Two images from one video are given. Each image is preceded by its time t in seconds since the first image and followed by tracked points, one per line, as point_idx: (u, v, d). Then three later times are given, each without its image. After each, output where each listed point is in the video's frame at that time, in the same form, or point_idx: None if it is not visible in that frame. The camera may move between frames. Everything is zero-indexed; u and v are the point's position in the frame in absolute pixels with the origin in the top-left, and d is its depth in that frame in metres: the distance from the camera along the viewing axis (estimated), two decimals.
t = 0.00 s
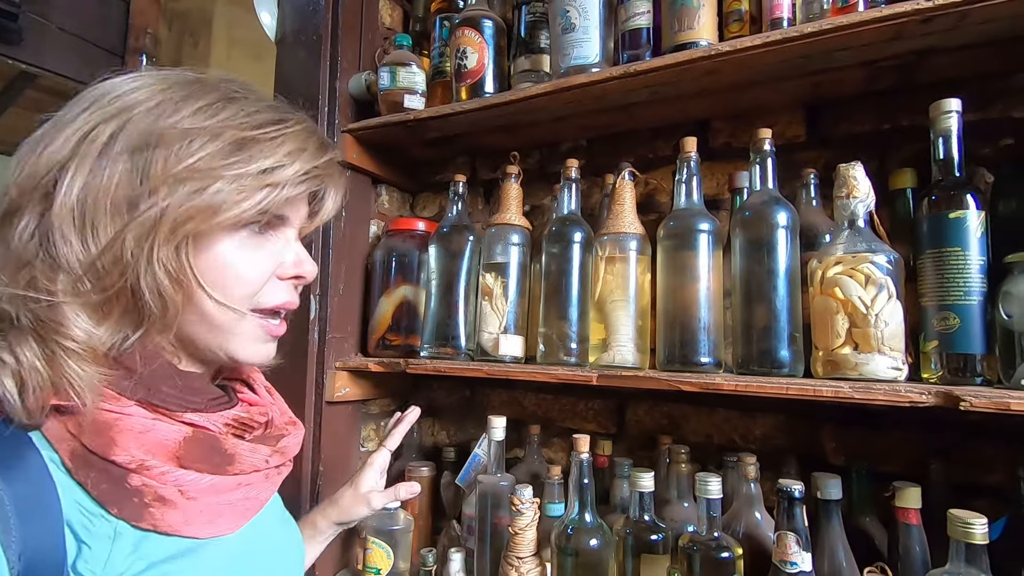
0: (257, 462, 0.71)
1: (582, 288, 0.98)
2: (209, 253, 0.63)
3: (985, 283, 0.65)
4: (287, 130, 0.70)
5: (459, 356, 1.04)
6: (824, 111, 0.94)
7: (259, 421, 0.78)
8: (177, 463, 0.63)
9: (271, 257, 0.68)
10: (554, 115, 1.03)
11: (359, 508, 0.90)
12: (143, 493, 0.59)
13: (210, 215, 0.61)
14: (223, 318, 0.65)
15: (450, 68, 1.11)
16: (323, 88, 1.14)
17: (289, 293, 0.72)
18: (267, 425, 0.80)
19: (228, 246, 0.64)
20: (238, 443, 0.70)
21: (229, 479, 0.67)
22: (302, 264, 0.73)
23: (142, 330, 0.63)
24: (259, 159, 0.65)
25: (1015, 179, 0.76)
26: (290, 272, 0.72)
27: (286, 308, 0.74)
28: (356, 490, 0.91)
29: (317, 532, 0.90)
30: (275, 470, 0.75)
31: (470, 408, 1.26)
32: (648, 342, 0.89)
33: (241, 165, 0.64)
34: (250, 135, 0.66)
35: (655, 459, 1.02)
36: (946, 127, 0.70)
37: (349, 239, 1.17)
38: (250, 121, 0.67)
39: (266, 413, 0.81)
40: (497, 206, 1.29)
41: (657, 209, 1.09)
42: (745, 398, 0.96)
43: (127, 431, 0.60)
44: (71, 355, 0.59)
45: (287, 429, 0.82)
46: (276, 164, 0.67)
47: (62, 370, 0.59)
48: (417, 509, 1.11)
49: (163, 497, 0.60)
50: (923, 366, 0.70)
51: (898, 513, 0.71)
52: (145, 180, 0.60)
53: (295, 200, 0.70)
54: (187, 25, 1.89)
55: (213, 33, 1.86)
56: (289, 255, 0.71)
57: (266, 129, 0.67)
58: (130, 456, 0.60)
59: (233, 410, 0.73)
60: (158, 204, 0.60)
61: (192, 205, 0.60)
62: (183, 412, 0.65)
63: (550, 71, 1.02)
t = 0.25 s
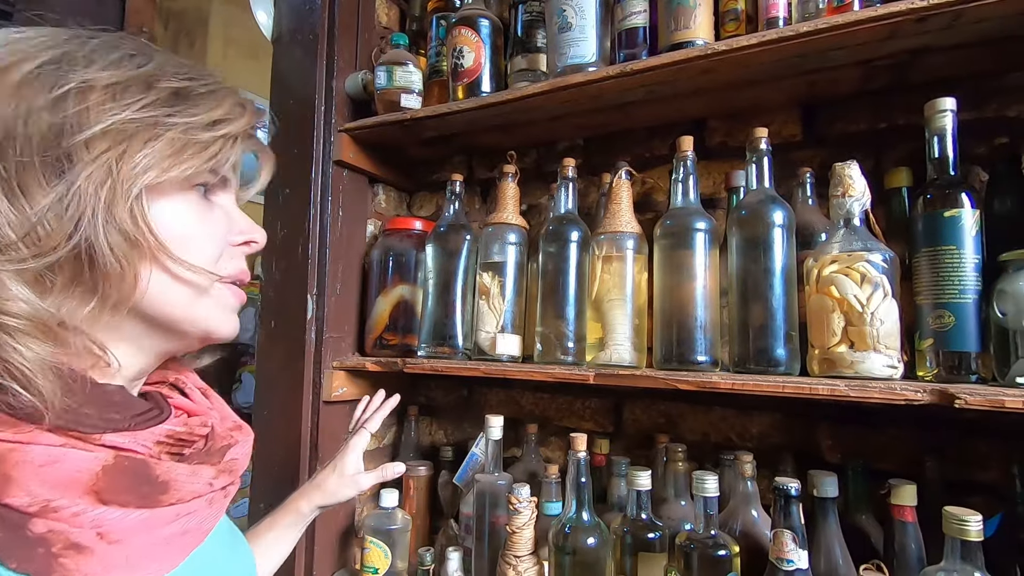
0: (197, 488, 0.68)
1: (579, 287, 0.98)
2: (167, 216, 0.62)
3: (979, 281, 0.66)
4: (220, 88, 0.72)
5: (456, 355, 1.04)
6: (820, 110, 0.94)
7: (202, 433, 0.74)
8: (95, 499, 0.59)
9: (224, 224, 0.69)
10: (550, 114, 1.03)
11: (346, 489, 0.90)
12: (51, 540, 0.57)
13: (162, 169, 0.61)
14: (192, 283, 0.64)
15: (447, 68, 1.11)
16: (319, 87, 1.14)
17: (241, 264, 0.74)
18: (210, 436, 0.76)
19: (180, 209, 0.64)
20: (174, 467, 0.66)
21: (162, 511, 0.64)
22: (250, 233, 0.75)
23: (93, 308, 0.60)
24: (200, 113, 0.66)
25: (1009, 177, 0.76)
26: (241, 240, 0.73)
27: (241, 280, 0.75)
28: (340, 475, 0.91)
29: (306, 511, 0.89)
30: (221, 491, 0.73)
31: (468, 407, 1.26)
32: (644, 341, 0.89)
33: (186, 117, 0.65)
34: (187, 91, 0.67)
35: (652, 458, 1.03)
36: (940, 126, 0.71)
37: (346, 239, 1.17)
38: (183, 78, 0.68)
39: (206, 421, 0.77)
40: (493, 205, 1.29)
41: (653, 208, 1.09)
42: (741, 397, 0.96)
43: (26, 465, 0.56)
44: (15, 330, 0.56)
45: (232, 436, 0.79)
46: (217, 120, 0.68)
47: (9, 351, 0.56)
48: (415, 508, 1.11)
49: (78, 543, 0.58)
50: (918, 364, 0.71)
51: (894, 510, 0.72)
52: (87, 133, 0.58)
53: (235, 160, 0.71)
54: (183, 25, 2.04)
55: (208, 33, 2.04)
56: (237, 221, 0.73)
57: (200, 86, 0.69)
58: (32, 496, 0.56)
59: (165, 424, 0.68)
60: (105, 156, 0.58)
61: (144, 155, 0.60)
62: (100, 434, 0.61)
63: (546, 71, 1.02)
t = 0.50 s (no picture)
0: (143, 515, 0.65)
1: (579, 286, 0.98)
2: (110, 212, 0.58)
3: (978, 280, 0.66)
4: (154, 61, 0.67)
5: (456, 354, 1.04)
6: (819, 110, 0.94)
7: (155, 448, 0.71)
8: (20, 537, 0.55)
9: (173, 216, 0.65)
10: (550, 114, 1.03)
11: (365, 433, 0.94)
12: None
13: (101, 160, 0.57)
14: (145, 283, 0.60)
15: (447, 67, 1.11)
16: (319, 87, 1.14)
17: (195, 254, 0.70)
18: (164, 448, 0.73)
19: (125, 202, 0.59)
20: (116, 494, 0.63)
21: (102, 542, 0.61)
22: (202, 220, 0.71)
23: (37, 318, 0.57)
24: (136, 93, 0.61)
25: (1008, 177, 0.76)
26: (194, 230, 0.69)
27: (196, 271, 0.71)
28: (367, 421, 0.94)
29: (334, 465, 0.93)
30: (173, 513, 0.70)
31: (468, 407, 1.26)
32: (645, 340, 0.90)
33: (120, 99, 0.59)
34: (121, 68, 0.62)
35: (652, 457, 1.03)
36: (939, 125, 0.71)
37: (346, 238, 1.17)
38: (111, 52, 0.62)
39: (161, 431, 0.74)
40: (493, 205, 1.30)
41: (653, 208, 1.09)
42: (741, 396, 0.96)
43: None
44: None
45: (187, 446, 0.77)
46: (156, 100, 0.63)
47: None
48: (415, 507, 1.11)
49: None
50: (917, 362, 0.71)
51: (893, 509, 0.72)
52: (7, 125, 0.53)
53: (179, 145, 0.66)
54: (181, 24, 2.04)
55: (207, 32, 2.06)
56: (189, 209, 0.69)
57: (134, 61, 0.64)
58: None
59: (108, 444, 0.65)
60: (36, 152, 0.53)
61: (77, 145, 0.55)
62: (26, 462, 0.57)
63: (546, 70, 1.02)
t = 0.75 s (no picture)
0: (97, 520, 0.56)
1: (581, 285, 0.99)
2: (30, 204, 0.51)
3: (979, 279, 0.66)
4: (64, 11, 0.57)
5: (458, 353, 1.04)
6: (820, 109, 0.94)
7: (122, 446, 0.62)
8: None
9: (115, 193, 0.58)
10: (552, 113, 1.04)
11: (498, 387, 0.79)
12: None
13: (6, 147, 0.49)
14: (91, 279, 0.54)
15: (449, 67, 1.12)
16: (321, 86, 1.15)
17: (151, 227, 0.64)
18: (133, 447, 0.64)
19: (48, 187, 0.52)
20: (65, 497, 0.54)
21: (50, 552, 0.52)
22: (154, 191, 0.64)
23: None
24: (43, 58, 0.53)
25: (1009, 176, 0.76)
26: (144, 204, 0.62)
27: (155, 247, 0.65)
28: (493, 368, 0.79)
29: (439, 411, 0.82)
30: (140, 516, 0.60)
31: (470, 406, 1.27)
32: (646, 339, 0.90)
33: (27, 72, 0.52)
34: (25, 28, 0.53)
35: (653, 455, 1.03)
36: (940, 124, 0.71)
37: (349, 238, 1.18)
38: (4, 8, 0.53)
39: (130, 428, 0.65)
40: (495, 204, 1.30)
41: (655, 207, 1.09)
42: (743, 394, 0.97)
43: None
44: None
45: (164, 442, 0.67)
46: (66, 67, 0.55)
47: None
48: (417, 506, 1.12)
49: None
50: (918, 361, 0.71)
51: (894, 507, 0.72)
52: None
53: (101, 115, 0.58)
54: (184, 25, 2.09)
55: (208, 32, 2.06)
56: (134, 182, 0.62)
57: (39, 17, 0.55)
58: None
59: (64, 443, 0.57)
60: None
61: None
62: None
63: (548, 70, 1.02)
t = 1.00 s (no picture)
0: (69, 544, 0.54)
1: (586, 288, 0.99)
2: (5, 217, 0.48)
3: (984, 283, 0.66)
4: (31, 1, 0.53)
5: (464, 356, 1.05)
6: (825, 113, 0.95)
7: (114, 460, 0.60)
8: None
9: (103, 202, 0.54)
10: (557, 117, 1.04)
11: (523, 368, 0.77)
12: None
13: None
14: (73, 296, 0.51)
15: (455, 71, 1.12)
16: (328, 90, 1.15)
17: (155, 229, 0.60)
18: (130, 459, 0.62)
19: (21, 198, 0.49)
20: (37, 518, 0.53)
21: None
22: (153, 191, 0.61)
23: None
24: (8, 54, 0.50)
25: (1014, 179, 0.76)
26: (141, 207, 0.59)
27: (159, 250, 0.61)
28: (521, 347, 0.77)
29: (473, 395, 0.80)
30: (126, 536, 0.57)
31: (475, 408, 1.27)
32: (651, 342, 0.90)
33: None
34: None
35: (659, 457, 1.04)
36: (945, 129, 0.71)
37: (355, 241, 1.19)
38: None
39: (128, 439, 0.63)
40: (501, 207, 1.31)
41: (660, 210, 1.10)
42: (748, 397, 0.97)
43: None
44: None
45: (165, 455, 0.64)
46: (32, 61, 0.51)
47: None
48: (423, 507, 1.13)
49: None
50: (923, 364, 0.71)
51: (899, 510, 0.72)
52: None
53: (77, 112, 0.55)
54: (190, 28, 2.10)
55: (215, 36, 2.08)
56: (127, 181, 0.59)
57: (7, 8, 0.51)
58: None
59: (50, 460, 0.56)
60: None
61: None
62: None
63: (554, 74, 1.03)
